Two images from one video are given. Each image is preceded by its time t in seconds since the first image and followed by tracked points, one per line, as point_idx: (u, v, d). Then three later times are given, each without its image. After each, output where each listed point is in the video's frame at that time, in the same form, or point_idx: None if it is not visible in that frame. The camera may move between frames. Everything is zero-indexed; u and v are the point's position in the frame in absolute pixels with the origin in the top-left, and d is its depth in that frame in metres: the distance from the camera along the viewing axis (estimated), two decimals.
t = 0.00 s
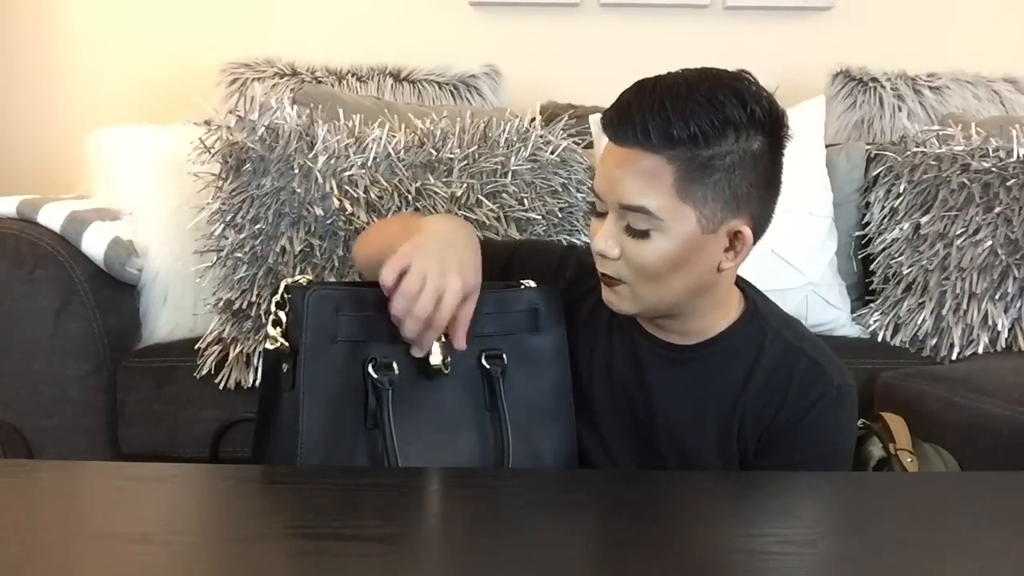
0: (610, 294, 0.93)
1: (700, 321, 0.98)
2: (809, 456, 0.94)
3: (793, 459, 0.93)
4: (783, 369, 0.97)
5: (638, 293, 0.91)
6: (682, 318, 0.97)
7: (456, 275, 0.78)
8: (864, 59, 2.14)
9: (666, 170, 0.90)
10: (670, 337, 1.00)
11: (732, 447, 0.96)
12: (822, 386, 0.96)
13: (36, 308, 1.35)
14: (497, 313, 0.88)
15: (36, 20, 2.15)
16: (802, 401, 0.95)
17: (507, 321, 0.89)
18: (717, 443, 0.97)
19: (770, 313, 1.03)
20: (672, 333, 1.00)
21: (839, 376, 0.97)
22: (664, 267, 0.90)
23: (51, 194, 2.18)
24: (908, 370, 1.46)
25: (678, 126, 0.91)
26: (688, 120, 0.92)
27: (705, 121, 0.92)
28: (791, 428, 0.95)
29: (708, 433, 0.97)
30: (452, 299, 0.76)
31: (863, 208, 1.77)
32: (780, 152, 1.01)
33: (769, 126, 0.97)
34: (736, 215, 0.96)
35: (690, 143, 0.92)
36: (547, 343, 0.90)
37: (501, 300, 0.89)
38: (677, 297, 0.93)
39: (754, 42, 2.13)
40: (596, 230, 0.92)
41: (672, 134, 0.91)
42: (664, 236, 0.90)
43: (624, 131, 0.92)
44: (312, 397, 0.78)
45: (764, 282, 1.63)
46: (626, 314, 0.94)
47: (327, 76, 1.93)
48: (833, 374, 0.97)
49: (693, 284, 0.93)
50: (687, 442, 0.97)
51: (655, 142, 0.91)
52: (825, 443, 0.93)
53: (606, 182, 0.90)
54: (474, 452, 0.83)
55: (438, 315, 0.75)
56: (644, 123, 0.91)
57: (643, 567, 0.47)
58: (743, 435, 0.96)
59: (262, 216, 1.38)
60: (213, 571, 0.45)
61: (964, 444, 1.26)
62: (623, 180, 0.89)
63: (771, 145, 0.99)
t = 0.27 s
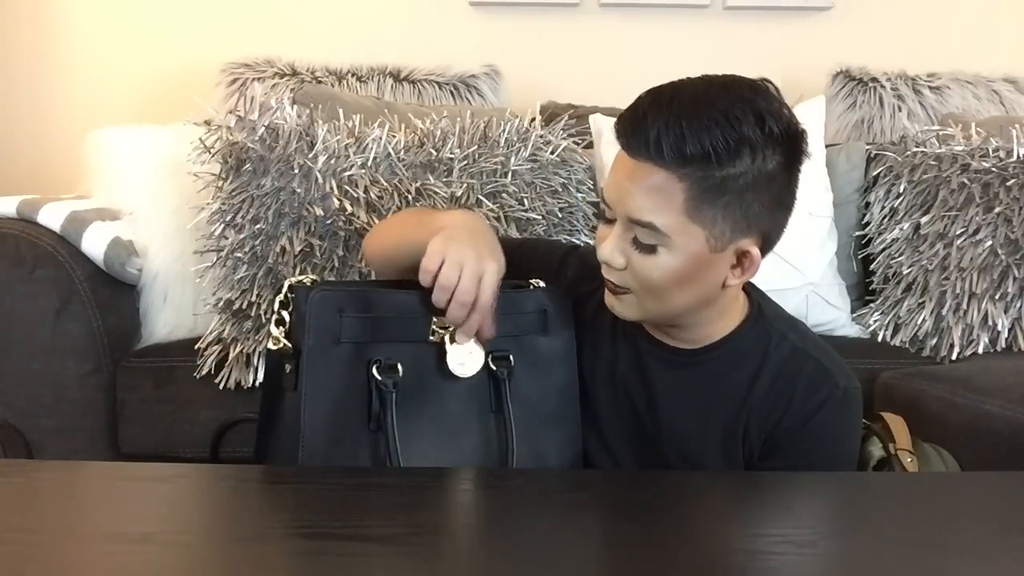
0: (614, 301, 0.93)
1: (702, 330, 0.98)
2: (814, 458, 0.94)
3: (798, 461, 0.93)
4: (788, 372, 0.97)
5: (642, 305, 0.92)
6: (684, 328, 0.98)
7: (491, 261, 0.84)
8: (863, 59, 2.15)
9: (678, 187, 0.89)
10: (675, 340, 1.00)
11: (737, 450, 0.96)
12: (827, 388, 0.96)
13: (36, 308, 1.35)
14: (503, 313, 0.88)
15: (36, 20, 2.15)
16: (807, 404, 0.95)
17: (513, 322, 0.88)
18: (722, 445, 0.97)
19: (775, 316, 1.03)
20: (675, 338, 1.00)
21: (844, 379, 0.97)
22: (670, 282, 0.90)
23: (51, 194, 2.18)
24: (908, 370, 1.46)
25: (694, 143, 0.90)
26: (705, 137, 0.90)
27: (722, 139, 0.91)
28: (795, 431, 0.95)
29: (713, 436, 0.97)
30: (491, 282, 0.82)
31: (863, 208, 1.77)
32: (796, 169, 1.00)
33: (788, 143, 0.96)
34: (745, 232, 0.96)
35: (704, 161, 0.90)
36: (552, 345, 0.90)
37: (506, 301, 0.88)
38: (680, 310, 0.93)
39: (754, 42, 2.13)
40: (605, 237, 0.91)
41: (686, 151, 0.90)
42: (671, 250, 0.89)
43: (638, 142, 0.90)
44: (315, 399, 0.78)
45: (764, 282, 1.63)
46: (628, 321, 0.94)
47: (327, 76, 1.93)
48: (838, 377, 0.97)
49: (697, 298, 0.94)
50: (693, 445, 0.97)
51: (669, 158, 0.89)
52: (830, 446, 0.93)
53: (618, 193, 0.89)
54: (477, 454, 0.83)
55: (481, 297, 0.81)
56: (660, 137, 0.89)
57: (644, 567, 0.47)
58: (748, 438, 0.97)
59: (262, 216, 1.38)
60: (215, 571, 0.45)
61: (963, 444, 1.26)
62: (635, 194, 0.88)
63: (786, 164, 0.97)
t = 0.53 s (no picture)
0: (613, 301, 0.94)
1: (701, 332, 0.98)
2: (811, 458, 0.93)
3: (795, 460, 0.93)
4: (786, 371, 0.97)
5: (641, 308, 0.92)
6: (683, 331, 0.98)
7: (478, 270, 0.84)
8: (863, 59, 2.15)
9: (682, 195, 0.89)
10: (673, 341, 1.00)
11: (734, 450, 0.96)
12: (824, 388, 0.95)
13: (36, 309, 1.35)
14: (496, 313, 0.88)
15: (36, 20, 2.15)
16: (804, 403, 0.95)
17: (506, 322, 0.88)
18: (720, 445, 0.97)
19: (773, 317, 1.03)
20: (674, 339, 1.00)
21: (842, 378, 0.97)
22: (669, 287, 0.90)
23: (51, 194, 2.18)
24: (908, 370, 1.46)
25: (701, 150, 0.89)
26: (711, 145, 0.89)
27: (729, 147, 0.90)
28: (793, 430, 0.95)
29: (711, 435, 0.97)
30: (478, 291, 0.82)
31: (863, 208, 1.77)
32: (802, 175, 0.99)
33: (793, 151, 0.95)
34: (749, 239, 0.96)
35: (709, 168, 0.90)
36: (546, 343, 0.90)
37: (499, 301, 0.88)
38: (679, 314, 0.94)
39: (754, 42, 2.13)
40: (606, 238, 0.92)
41: (692, 158, 0.89)
42: (672, 257, 0.89)
43: (644, 147, 0.89)
44: (311, 398, 0.78)
45: (764, 282, 1.63)
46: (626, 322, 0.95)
47: (327, 76, 1.93)
48: (836, 377, 0.96)
49: (697, 303, 0.94)
50: (690, 445, 0.97)
51: (675, 165, 0.88)
52: (827, 445, 0.93)
53: (621, 197, 0.88)
54: (474, 453, 0.83)
55: (467, 305, 0.81)
56: (666, 143, 0.88)
57: (643, 567, 0.47)
58: (746, 438, 0.96)
59: (263, 216, 1.38)
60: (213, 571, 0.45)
61: (963, 444, 1.26)
62: (638, 199, 0.88)
63: (793, 171, 0.96)
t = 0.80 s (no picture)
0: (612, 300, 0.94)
1: (700, 332, 0.98)
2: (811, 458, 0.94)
3: (795, 461, 0.93)
4: (786, 372, 0.97)
5: (640, 307, 0.92)
6: (682, 331, 0.98)
7: (465, 250, 0.85)
8: (863, 59, 2.14)
9: (682, 193, 0.89)
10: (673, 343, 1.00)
11: (735, 451, 0.96)
12: (825, 388, 0.95)
13: (36, 309, 1.35)
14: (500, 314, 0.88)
15: (36, 20, 2.15)
16: (805, 404, 0.95)
17: (510, 323, 0.88)
18: (720, 446, 0.97)
19: (774, 317, 1.03)
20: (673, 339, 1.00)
21: (842, 379, 0.97)
22: (668, 286, 0.90)
23: (51, 194, 2.18)
24: (908, 370, 1.46)
25: (700, 148, 0.89)
26: (711, 144, 0.89)
27: (728, 146, 0.90)
28: (793, 431, 0.95)
29: (712, 436, 0.97)
30: (470, 268, 0.83)
31: (863, 208, 1.77)
32: (801, 175, 0.99)
33: (791, 150, 0.95)
34: (748, 238, 0.96)
35: (709, 167, 0.89)
36: (549, 344, 0.90)
37: (503, 302, 0.88)
38: (679, 314, 0.94)
39: (754, 42, 2.13)
40: (606, 237, 0.92)
41: (691, 157, 0.89)
42: (671, 256, 0.89)
43: (643, 146, 0.89)
44: (313, 398, 0.78)
45: (764, 282, 1.63)
46: (626, 321, 0.95)
47: (326, 76, 1.93)
48: (836, 377, 0.96)
49: (696, 302, 0.94)
50: (691, 446, 0.97)
51: (674, 164, 0.88)
52: (828, 445, 0.93)
53: (620, 195, 0.89)
54: (475, 454, 0.83)
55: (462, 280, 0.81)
56: (665, 142, 0.88)
57: (643, 568, 0.47)
58: (747, 439, 0.96)
59: (262, 216, 1.38)
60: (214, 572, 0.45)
61: (963, 444, 1.26)
62: (637, 198, 0.88)
63: (791, 170, 0.96)
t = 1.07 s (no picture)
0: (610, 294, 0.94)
1: (700, 331, 0.98)
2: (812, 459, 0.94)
3: (796, 462, 0.94)
4: (787, 372, 0.97)
5: (637, 302, 0.92)
6: (680, 329, 0.98)
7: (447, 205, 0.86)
8: (863, 59, 2.15)
9: (683, 187, 0.89)
10: (673, 342, 0.99)
11: (735, 451, 0.97)
12: (825, 390, 0.96)
13: (36, 308, 1.35)
14: (501, 313, 0.86)
15: (36, 19, 2.15)
16: (805, 405, 0.96)
17: (511, 322, 0.87)
18: (720, 446, 0.97)
19: (774, 316, 1.03)
20: (673, 339, 0.99)
21: (842, 380, 0.97)
22: (665, 281, 0.91)
23: (51, 194, 2.18)
24: (908, 370, 1.46)
25: (703, 144, 0.89)
26: (714, 140, 0.89)
27: (731, 143, 0.89)
28: (794, 432, 0.96)
29: (712, 436, 0.97)
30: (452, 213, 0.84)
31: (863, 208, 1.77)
32: (805, 176, 0.99)
33: (795, 151, 0.94)
34: (749, 238, 0.95)
35: (711, 163, 0.89)
36: (549, 343, 0.89)
37: (503, 301, 0.87)
38: (676, 311, 0.94)
39: (754, 42, 2.13)
40: (607, 230, 0.92)
41: (694, 152, 0.88)
42: (668, 250, 0.89)
43: (646, 140, 0.89)
44: (313, 399, 0.78)
45: (765, 282, 1.63)
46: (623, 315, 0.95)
47: (326, 76, 1.93)
48: (836, 379, 0.97)
49: (693, 299, 0.94)
50: (690, 446, 0.97)
51: (676, 159, 0.89)
52: (828, 446, 0.94)
53: (621, 187, 0.89)
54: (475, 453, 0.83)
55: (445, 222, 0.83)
56: (668, 136, 0.88)
57: (644, 567, 0.47)
58: (747, 439, 0.97)
59: (263, 216, 1.37)
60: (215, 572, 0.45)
61: (963, 444, 1.26)
62: (637, 190, 0.88)
63: (795, 172, 0.96)
